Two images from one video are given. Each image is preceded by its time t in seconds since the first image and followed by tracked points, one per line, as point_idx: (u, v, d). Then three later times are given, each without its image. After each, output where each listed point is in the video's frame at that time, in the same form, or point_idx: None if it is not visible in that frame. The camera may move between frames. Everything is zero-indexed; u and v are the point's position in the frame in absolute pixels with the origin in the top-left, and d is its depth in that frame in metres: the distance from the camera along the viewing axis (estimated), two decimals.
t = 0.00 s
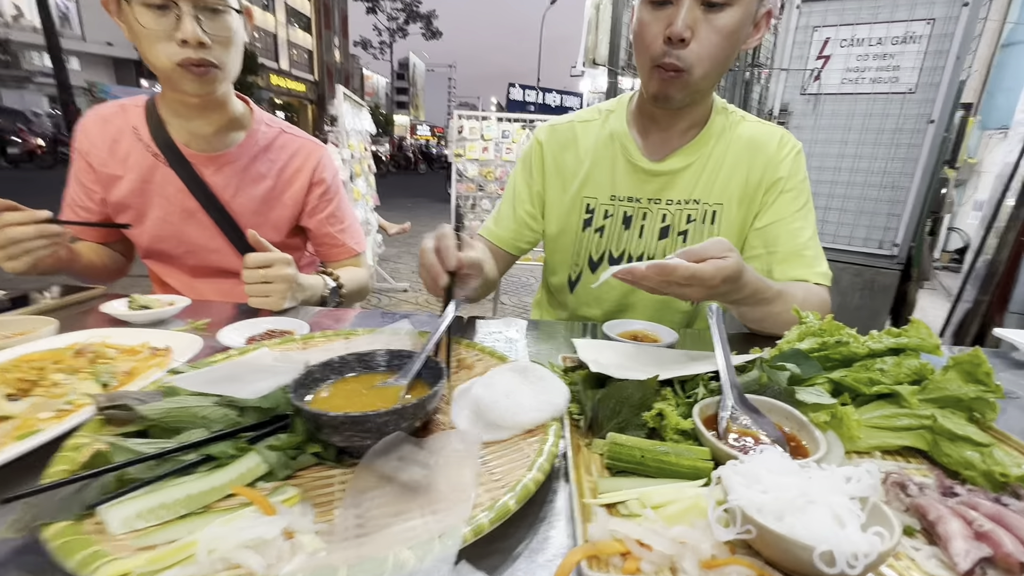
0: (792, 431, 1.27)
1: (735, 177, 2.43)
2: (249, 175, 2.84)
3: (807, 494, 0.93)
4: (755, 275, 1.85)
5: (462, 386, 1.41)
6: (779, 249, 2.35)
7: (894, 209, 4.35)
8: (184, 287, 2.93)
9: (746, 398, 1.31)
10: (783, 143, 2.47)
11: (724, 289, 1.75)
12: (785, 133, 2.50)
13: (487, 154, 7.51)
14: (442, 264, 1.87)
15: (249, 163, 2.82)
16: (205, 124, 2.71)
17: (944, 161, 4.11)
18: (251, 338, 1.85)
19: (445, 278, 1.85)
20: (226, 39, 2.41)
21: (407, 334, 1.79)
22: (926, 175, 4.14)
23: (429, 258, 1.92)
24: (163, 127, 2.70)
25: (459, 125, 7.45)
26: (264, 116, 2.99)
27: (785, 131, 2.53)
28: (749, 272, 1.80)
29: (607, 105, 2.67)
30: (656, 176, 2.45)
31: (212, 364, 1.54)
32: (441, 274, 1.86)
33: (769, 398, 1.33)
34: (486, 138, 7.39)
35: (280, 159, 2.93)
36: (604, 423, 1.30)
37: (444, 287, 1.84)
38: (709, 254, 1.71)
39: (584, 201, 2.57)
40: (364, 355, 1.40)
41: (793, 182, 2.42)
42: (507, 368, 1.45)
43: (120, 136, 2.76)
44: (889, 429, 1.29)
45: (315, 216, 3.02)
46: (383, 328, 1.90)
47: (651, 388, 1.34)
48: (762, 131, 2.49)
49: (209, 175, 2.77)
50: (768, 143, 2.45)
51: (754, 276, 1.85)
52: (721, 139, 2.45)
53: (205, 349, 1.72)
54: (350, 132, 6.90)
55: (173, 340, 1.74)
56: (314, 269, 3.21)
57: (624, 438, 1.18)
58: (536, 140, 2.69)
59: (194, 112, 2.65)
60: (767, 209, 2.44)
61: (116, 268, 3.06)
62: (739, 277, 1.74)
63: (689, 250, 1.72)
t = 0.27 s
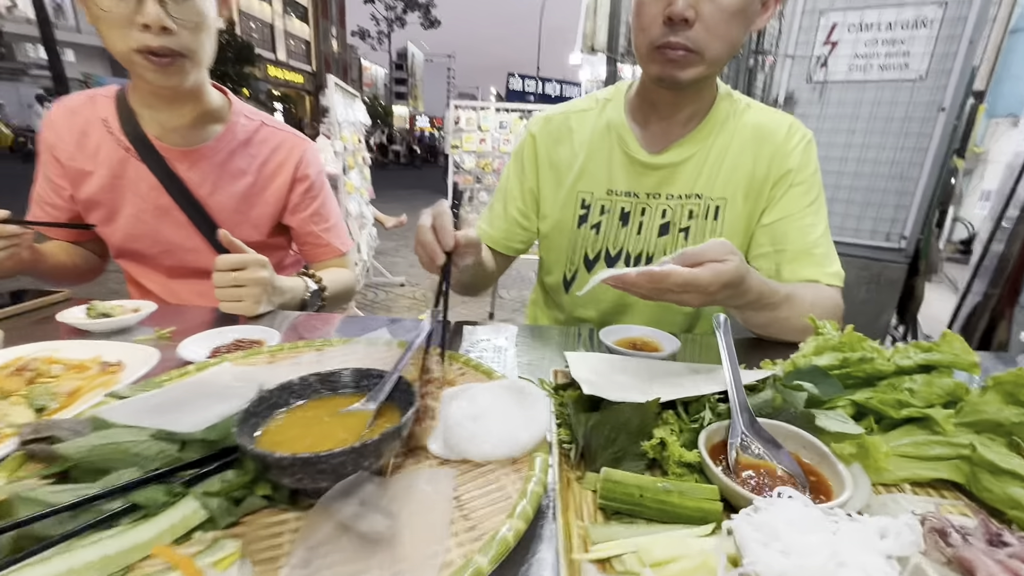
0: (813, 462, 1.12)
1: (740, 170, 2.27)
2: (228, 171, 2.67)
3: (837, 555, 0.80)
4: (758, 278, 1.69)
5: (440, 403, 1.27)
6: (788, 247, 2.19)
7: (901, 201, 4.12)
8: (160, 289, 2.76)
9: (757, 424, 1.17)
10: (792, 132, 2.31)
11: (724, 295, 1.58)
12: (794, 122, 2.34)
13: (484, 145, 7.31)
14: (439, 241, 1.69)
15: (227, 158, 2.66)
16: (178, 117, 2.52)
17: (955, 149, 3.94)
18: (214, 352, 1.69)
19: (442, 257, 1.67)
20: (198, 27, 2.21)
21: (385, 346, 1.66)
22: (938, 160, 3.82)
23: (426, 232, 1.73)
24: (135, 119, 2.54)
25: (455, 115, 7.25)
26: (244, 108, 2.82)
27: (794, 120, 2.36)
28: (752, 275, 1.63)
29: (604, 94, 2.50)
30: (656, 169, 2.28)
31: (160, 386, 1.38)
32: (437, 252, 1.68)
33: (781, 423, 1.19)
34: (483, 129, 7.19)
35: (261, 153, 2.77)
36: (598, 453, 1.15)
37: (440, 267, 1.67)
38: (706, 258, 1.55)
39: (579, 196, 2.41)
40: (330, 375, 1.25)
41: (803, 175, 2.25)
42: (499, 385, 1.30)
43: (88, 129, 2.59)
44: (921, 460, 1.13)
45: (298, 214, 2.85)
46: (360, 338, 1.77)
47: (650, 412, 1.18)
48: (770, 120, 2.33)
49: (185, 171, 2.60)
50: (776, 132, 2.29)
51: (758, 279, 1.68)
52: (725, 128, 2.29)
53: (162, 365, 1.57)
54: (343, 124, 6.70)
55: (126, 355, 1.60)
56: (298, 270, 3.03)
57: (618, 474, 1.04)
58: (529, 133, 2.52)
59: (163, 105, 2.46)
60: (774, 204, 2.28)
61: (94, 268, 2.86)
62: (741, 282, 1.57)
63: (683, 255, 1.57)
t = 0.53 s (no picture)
0: (893, 569, 0.83)
1: (736, 154, 1.94)
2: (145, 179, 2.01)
3: None
4: (721, 298, 1.31)
5: (393, 496, 1.03)
6: (787, 226, 1.76)
7: (915, 184, 3.48)
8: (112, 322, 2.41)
9: (818, 521, 0.87)
10: (789, 102, 1.95)
11: (680, 328, 1.24)
12: (790, 93, 1.99)
13: (476, 141, 6.96)
14: (375, 283, 1.41)
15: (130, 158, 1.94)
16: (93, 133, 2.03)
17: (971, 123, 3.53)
18: (139, 421, 1.41)
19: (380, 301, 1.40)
20: None
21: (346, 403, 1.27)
22: (954, 144, 3.29)
23: (358, 272, 1.45)
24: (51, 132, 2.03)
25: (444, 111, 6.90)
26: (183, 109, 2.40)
27: (791, 90, 2.02)
28: (711, 297, 1.28)
29: (580, 87, 2.20)
30: (641, 161, 1.98)
31: (53, 481, 1.02)
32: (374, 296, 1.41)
33: (844, 514, 0.90)
34: (473, 124, 6.84)
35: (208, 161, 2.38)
36: (604, 569, 0.86)
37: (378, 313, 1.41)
38: (630, 303, 1.18)
39: (561, 200, 2.10)
40: (254, 469, 0.96)
41: (806, 147, 1.88)
42: (474, 471, 1.03)
43: (13, 147, 2.26)
44: None
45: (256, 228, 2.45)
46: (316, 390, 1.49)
47: (673, 505, 0.87)
48: (763, 92, 1.99)
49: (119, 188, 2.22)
50: (773, 103, 1.94)
51: (724, 300, 1.33)
52: (713, 108, 1.97)
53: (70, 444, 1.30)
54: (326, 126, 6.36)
55: (25, 430, 1.33)
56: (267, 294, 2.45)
57: None
58: (500, 135, 2.23)
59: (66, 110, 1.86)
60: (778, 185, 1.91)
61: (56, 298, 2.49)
62: (691, 311, 1.22)
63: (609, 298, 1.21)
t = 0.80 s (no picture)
0: (884, 564, 0.85)
1: (729, 156, 1.96)
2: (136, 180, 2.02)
3: None
4: (709, 303, 1.34)
5: (394, 495, 1.05)
6: (779, 227, 1.78)
7: (912, 185, 3.51)
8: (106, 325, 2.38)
9: (810, 517, 0.89)
10: (781, 104, 1.98)
11: (662, 334, 1.25)
12: (783, 95, 2.02)
13: (475, 144, 6.99)
14: (369, 263, 1.43)
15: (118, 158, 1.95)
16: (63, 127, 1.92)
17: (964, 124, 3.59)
18: (143, 423, 1.42)
19: (375, 279, 1.42)
20: (53, 18, 1.46)
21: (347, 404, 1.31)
22: (951, 144, 3.32)
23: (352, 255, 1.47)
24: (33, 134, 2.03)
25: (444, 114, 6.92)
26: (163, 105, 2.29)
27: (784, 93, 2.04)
28: (693, 303, 1.29)
29: (575, 93, 2.23)
30: (636, 166, 2.00)
31: (60, 482, 1.04)
32: (369, 276, 1.43)
33: (836, 510, 0.92)
34: (473, 127, 6.86)
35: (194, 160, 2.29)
36: (602, 565, 0.88)
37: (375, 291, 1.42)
38: (613, 309, 1.19)
39: (557, 205, 2.13)
40: (258, 468, 0.98)
41: (798, 149, 1.90)
42: (473, 472, 1.06)
43: None
44: None
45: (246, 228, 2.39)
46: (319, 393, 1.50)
47: (669, 503, 0.90)
48: (755, 95, 2.02)
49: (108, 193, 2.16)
50: (765, 106, 1.97)
51: (709, 304, 1.34)
52: (706, 112, 1.99)
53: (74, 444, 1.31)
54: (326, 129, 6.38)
55: (32, 434, 1.34)
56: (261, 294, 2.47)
57: None
58: (497, 141, 2.25)
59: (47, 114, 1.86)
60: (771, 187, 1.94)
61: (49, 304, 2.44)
62: (674, 317, 1.23)
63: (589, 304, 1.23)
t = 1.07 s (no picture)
0: (876, 558, 0.87)
1: (719, 156, 1.98)
2: (152, 184, 2.01)
3: None
4: (684, 308, 1.36)
5: (394, 493, 1.06)
6: (766, 224, 1.78)
7: (908, 186, 3.53)
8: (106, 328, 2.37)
9: (803, 513, 0.91)
10: (774, 104, 1.99)
11: (636, 340, 1.28)
12: (776, 95, 2.03)
13: (474, 146, 7.01)
14: (427, 210, 1.52)
15: (134, 161, 1.95)
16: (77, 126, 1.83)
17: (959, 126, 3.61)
18: (145, 424, 1.43)
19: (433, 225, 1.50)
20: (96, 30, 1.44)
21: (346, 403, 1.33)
22: (946, 144, 3.34)
23: (407, 204, 1.54)
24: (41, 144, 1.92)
25: (442, 116, 6.94)
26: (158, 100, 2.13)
27: (777, 91, 2.05)
28: (668, 309, 1.31)
29: (571, 95, 2.24)
30: (629, 166, 2.02)
31: (64, 481, 1.05)
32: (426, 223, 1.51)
33: (828, 506, 0.94)
34: (471, 129, 6.87)
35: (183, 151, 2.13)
36: (599, 560, 0.89)
37: (433, 238, 1.51)
38: (584, 315, 1.22)
39: (552, 206, 2.15)
40: (260, 467, 0.99)
41: (789, 147, 1.90)
42: (472, 469, 1.07)
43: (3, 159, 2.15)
44: (1012, 549, 0.87)
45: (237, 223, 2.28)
46: (321, 391, 1.52)
47: (665, 499, 0.92)
48: (748, 95, 2.03)
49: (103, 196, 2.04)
50: (758, 105, 1.98)
51: (685, 311, 1.37)
52: (699, 113, 2.01)
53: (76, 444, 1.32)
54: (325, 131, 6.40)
55: (37, 433, 1.35)
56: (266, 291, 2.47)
57: None
58: (494, 142, 2.27)
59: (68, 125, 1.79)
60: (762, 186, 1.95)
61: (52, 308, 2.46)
62: (645, 323, 1.25)
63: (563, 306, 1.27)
